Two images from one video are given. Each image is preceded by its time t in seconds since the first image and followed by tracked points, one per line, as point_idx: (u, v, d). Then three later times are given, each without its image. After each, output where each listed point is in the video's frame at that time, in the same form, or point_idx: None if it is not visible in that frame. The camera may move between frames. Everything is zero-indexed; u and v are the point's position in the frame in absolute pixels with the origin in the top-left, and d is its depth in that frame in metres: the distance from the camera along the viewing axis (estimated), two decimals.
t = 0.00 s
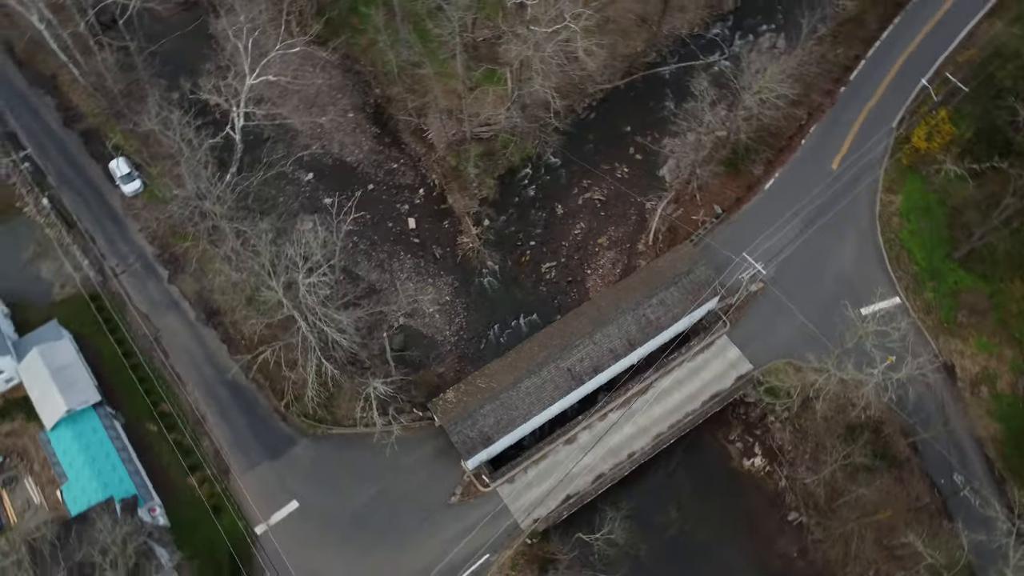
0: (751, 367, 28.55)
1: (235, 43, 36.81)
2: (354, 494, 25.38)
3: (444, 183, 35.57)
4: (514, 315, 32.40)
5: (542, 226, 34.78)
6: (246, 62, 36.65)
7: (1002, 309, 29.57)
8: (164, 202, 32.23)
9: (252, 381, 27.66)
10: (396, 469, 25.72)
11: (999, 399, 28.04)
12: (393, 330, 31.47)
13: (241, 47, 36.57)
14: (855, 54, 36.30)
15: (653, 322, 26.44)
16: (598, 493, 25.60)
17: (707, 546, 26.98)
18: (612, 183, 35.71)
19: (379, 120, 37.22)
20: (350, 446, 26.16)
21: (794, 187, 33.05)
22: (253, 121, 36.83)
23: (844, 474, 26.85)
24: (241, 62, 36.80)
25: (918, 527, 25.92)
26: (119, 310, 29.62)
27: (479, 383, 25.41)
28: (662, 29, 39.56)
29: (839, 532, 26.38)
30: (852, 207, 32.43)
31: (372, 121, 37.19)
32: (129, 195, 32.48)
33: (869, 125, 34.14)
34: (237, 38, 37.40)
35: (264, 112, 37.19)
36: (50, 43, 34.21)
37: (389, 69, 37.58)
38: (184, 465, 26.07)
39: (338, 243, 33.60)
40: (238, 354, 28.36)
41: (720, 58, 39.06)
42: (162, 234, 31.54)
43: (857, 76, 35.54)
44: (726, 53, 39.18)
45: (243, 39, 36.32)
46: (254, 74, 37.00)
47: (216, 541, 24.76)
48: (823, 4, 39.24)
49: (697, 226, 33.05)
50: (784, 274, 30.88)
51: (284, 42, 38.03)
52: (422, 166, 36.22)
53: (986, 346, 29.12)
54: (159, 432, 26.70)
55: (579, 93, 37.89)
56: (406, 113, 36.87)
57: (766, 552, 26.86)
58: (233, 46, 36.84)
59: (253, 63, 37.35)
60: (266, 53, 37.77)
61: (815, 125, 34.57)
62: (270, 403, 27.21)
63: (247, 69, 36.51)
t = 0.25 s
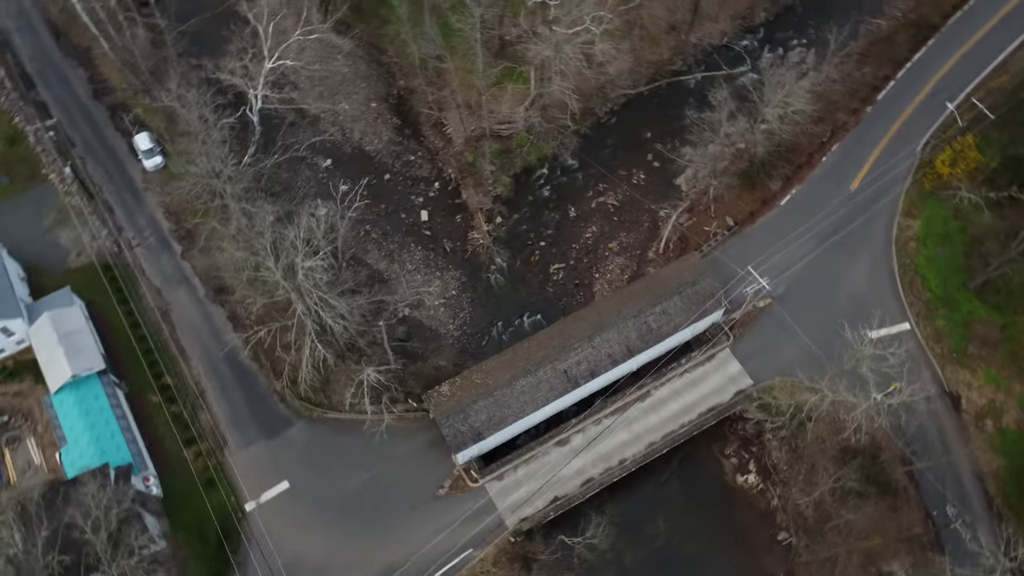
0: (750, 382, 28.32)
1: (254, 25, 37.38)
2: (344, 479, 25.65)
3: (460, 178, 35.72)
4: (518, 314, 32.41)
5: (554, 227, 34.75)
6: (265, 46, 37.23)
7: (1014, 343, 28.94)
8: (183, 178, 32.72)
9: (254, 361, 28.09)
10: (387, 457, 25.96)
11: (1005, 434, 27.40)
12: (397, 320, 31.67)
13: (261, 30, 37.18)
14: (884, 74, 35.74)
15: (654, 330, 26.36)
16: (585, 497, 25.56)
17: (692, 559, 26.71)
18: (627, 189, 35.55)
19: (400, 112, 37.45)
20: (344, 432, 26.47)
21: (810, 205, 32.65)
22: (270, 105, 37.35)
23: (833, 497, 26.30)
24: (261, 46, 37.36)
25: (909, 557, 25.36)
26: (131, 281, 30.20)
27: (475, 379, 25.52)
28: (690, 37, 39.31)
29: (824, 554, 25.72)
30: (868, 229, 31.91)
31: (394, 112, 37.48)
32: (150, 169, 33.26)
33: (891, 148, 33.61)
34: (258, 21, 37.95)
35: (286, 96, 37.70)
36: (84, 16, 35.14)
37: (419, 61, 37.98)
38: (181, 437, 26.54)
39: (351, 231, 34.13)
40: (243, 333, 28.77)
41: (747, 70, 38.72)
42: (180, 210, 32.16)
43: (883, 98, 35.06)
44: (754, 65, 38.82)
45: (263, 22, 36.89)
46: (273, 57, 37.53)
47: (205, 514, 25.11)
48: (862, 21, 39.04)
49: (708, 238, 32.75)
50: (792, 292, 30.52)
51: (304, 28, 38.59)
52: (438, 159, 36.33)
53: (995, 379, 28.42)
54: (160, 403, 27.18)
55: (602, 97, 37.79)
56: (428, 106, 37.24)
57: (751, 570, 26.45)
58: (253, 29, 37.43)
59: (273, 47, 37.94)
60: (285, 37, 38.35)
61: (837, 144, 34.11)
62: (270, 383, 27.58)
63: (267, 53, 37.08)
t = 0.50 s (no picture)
0: (749, 398, 28.00)
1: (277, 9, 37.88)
2: (336, 465, 25.92)
3: (476, 174, 35.84)
4: (523, 314, 32.49)
5: (566, 230, 34.74)
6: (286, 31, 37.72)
7: None
8: (203, 156, 33.23)
9: (258, 341, 28.49)
10: (379, 446, 26.16)
11: (1006, 470, 26.93)
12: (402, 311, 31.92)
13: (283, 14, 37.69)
14: (912, 97, 35.16)
15: (654, 339, 26.27)
16: (573, 500, 25.56)
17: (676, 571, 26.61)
18: (641, 196, 35.42)
19: (422, 105, 37.68)
20: (339, 419, 26.72)
21: (825, 224, 32.18)
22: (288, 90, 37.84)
23: (823, 521, 26.05)
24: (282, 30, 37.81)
25: None
26: (144, 255, 30.82)
27: (471, 374, 25.61)
28: (718, 48, 39.02)
29: None
30: (882, 253, 31.39)
31: (416, 105, 37.70)
32: (173, 147, 33.98)
33: (914, 172, 33.02)
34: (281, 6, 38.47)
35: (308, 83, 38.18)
36: None
37: (445, 56, 38.22)
38: (180, 411, 27.03)
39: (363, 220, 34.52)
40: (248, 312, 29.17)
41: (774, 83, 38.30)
42: (198, 189, 32.75)
43: (910, 120, 34.43)
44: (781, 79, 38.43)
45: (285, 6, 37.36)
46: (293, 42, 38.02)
47: (197, 488, 25.56)
48: (897, 43, 38.58)
49: (719, 251, 32.41)
50: (799, 311, 30.14)
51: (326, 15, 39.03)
52: (456, 154, 36.51)
53: (1001, 414, 27.90)
54: (163, 377, 27.71)
55: (624, 102, 37.70)
56: (450, 101, 37.41)
57: None
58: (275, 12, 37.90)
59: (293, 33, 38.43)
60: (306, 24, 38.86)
61: (858, 164, 33.53)
62: (271, 364, 27.94)
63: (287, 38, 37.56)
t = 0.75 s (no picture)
0: (745, 413, 27.77)
1: None
2: (329, 448, 26.25)
3: (492, 171, 35.94)
4: (527, 313, 32.46)
5: (578, 232, 34.72)
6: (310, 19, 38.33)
7: None
8: (225, 138, 33.82)
9: (263, 322, 28.89)
10: (372, 434, 26.46)
11: (1006, 507, 26.34)
12: (408, 302, 32.21)
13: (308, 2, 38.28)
14: (940, 121, 34.54)
15: (653, 347, 26.18)
16: (560, 502, 25.58)
17: None
18: (655, 203, 35.29)
19: (443, 100, 37.91)
20: (336, 404, 27.08)
21: (839, 244, 31.82)
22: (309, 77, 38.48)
23: (806, 542, 25.68)
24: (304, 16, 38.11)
25: None
26: (159, 230, 31.42)
27: (467, 369, 25.75)
28: (744, 60, 38.68)
29: None
30: (894, 277, 30.96)
31: (437, 99, 37.94)
32: (197, 126, 34.57)
33: (934, 197, 32.51)
34: None
35: (332, 72, 38.78)
36: None
37: (469, 52, 38.33)
38: (181, 385, 27.51)
39: (377, 210, 34.84)
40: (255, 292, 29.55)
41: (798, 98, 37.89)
42: (216, 169, 33.24)
43: (935, 145, 33.87)
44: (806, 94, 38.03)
45: None
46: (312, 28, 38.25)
47: (192, 462, 25.97)
48: (928, 65, 37.94)
49: (727, 263, 32.16)
50: (804, 329, 29.82)
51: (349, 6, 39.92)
52: (473, 150, 36.66)
53: (1003, 449, 27.30)
54: (168, 350, 28.19)
55: (646, 110, 37.58)
56: (471, 97, 37.58)
57: None
58: None
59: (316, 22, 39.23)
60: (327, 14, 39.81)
61: (878, 186, 33.09)
62: (273, 345, 28.31)
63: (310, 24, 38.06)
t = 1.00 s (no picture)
0: (740, 429, 27.53)
1: None
2: (322, 431, 26.57)
3: (508, 169, 36.02)
4: (532, 313, 32.44)
5: (589, 236, 34.62)
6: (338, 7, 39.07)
7: None
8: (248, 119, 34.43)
9: (270, 301, 29.31)
10: (366, 421, 26.72)
11: (1002, 547, 25.75)
12: (414, 293, 32.40)
13: None
14: (968, 149, 33.82)
15: (651, 356, 26.05)
16: (546, 503, 25.60)
17: None
18: (670, 212, 35.06)
19: (467, 95, 38.09)
20: (332, 388, 27.38)
21: (852, 267, 31.36)
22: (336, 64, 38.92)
23: (787, 564, 24.87)
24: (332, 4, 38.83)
25: None
26: (177, 205, 32.05)
27: (463, 363, 25.96)
28: (773, 75, 38.26)
29: None
30: (905, 304, 30.42)
31: (460, 94, 38.13)
32: (222, 105, 35.23)
33: (954, 226, 31.88)
34: None
35: (360, 62, 39.22)
36: None
37: (497, 50, 38.52)
38: (185, 357, 28.06)
39: (392, 200, 35.13)
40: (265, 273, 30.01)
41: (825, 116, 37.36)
42: (237, 148, 33.79)
43: (960, 173, 33.21)
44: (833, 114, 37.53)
45: None
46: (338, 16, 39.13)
47: (188, 434, 26.50)
48: (962, 92, 37.17)
49: (737, 277, 31.87)
50: (809, 350, 29.46)
51: None
52: (492, 147, 36.79)
53: (1003, 487, 26.69)
54: (174, 322, 28.77)
55: (669, 119, 37.40)
56: (494, 94, 37.72)
57: None
58: None
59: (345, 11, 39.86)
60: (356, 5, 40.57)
61: (897, 211, 32.55)
62: (277, 325, 28.68)
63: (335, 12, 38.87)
